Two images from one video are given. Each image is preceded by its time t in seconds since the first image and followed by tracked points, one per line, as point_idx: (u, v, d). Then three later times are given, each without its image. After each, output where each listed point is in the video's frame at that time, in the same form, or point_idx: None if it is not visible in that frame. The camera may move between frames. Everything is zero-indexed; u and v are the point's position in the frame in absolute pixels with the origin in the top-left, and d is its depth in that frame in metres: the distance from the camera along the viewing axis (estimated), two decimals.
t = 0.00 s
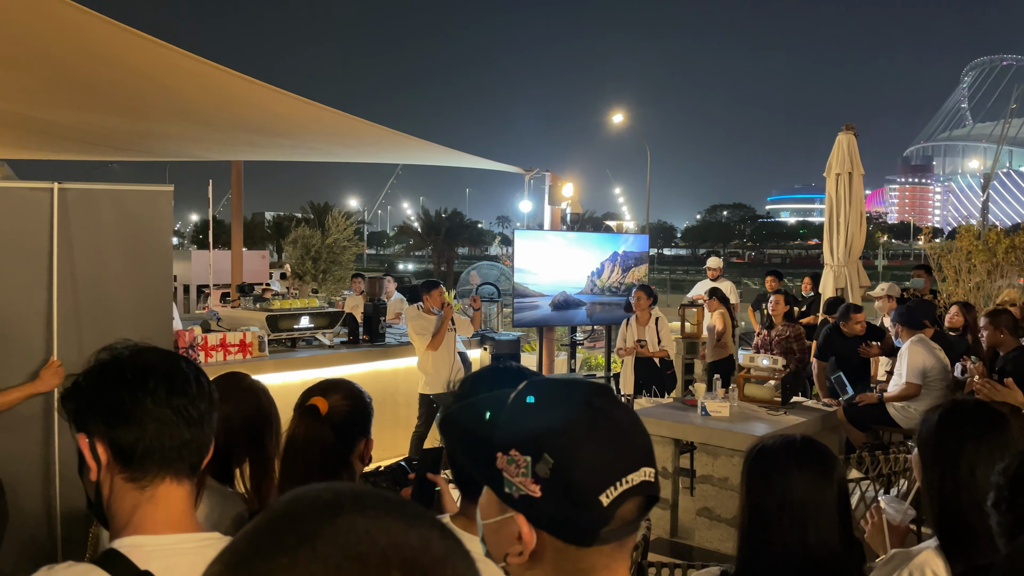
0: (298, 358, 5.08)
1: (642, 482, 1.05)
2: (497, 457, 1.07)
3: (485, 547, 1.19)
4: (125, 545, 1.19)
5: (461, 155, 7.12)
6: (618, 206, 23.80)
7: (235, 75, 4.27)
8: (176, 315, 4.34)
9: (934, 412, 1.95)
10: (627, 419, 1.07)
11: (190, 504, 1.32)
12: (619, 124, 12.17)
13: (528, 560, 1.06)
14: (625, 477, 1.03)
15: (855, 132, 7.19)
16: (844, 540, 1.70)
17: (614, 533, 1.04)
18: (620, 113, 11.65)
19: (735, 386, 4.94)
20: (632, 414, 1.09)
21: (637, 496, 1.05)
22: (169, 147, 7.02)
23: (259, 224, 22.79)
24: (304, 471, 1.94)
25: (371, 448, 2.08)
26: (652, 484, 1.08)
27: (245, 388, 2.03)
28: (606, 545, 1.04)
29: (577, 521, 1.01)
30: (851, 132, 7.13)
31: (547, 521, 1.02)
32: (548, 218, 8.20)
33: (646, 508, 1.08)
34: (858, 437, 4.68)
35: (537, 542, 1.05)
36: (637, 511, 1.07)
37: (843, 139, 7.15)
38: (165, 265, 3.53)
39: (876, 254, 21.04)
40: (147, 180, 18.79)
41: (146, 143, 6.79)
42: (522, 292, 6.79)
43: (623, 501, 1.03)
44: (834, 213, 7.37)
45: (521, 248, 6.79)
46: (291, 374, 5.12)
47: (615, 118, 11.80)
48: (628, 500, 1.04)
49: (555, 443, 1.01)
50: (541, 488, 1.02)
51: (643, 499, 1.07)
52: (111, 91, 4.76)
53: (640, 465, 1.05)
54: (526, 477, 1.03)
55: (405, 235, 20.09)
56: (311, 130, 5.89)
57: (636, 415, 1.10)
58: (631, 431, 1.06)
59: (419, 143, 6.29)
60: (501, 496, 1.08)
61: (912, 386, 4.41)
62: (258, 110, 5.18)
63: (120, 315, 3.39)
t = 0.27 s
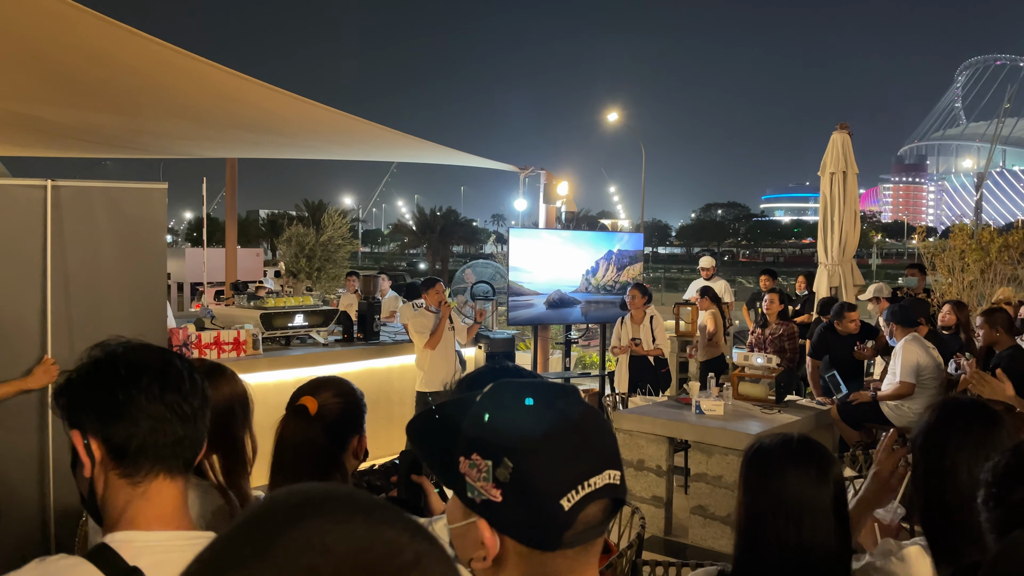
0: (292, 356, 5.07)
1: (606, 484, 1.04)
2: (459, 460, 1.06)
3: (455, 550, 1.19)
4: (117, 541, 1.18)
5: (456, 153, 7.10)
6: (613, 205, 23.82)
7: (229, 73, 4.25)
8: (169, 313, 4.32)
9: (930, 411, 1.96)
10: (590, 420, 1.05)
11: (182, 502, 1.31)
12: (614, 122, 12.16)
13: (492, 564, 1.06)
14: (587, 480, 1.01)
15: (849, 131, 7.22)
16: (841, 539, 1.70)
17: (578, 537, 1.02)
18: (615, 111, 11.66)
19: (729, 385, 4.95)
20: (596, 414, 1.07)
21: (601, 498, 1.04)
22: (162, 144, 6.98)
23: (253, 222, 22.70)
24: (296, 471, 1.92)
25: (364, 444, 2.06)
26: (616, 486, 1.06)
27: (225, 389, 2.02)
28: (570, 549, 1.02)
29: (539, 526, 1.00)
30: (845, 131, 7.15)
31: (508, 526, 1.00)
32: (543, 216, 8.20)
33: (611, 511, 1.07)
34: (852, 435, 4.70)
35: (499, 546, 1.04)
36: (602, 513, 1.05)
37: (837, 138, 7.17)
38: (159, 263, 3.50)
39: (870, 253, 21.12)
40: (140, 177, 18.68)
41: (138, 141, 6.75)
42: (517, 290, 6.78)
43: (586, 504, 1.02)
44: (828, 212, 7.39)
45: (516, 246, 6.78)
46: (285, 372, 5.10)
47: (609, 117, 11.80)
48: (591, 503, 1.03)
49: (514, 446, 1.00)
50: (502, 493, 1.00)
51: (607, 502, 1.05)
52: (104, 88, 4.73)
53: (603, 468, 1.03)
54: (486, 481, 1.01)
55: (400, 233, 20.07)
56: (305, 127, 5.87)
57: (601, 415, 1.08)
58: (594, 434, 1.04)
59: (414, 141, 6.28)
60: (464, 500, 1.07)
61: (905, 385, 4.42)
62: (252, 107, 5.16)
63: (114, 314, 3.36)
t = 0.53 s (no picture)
0: (289, 355, 5.05)
1: (583, 485, 1.03)
2: (438, 460, 1.06)
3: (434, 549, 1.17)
4: (112, 537, 1.18)
5: (454, 152, 7.10)
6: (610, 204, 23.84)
7: (226, 71, 4.23)
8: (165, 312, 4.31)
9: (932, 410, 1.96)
10: (570, 421, 1.05)
11: (179, 499, 1.31)
12: (611, 122, 12.16)
13: (469, 564, 1.05)
14: (563, 481, 1.00)
15: (846, 131, 7.23)
16: (840, 541, 1.69)
17: (554, 540, 1.01)
18: (612, 111, 11.67)
19: (726, 385, 4.96)
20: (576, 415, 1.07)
21: (578, 500, 1.03)
22: (158, 143, 6.95)
23: (249, 221, 22.66)
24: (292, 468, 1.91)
25: (362, 443, 2.04)
26: (593, 488, 1.05)
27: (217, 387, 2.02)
28: (547, 552, 1.00)
29: (515, 527, 0.98)
30: (842, 132, 7.16)
31: (483, 526, 0.99)
32: (541, 216, 8.19)
33: (590, 513, 1.06)
34: (848, 434, 4.70)
35: (475, 546, 1.02)
36: (582, 513, 1.04)
37: (834, 139, 7.19)
38: (155, 262, 3.51)
39: (866, 254, 21.17)
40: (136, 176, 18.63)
41: (135, 139, 6.72)
42: (514, 289, 6.78)
43: (561, 504, 1.01)
44: (825, 212, 7.41)
45: (514, 246, 6.77)
46: (281, 371, 5.08)
47: (607, 117, 11.80)
48: (567, 505, 1.01)
49: (490, 446, 0.99)
50: (478, 493, 1.00)
51: (585, 503, 1.04)
52: (100, 86, 4.70)
53: (580, 469, 1.03)
54: (463, 481, 1.01)
55: (397, 232, 20.05)
56: (303, 126, 5.86)
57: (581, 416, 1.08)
58: (572, 435, 1.03)
59: (411, 140, 6.27)
60: (442, 501, 1.06)
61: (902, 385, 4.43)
62: (249, 106, 5.14)
63: (110, 314, 3.35)
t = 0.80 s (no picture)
0: (289, 356, 5.05)
1: (586, 493, 1.01)
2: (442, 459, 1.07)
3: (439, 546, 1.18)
4: (120, 535, 1.18)
5: (454, 152, 7.10)
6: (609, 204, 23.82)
7: (226, 71, 4.23)
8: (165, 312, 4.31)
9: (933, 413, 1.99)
10: (576, 428, 1.04)
11: (187, 500, 1.31)
12: (611, 123, 12.15)
13: (469, 564, 1.05)
14: (564, 488, 0.99)
15: (845, 132, 7.23)
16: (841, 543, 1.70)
17: (551, 546, 0.99)
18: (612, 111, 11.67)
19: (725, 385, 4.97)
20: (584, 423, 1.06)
21: (580, 508, 1.01)
22: (158, 142, 6.95)
23: (248, 221, 22.65)
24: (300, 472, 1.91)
25: (365, 444, 2.06)
26: (597, 498, 1.04)
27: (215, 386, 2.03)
28: (545, 557, 0.99)
29: (512, 530, 0.98)
30: (842, 133, 7.17)
31: (482, 527, 1.00)
32: (541, 216, 8.20)
33: (593, 523, 1.04)
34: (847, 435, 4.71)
35: (475, 547, 1.03)
36: (583, 522, 1.02)
37: (834, 140, 7.19)
38: (154, 263, 3.51)
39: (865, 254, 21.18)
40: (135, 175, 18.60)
41: (134, 139, 6.71)
42: (514, 289, 6.78)
43: (560, 511, 0.99)
44: (824, 212, 7.42)
45: (514, 246, 6.77)
46: (281, 372, 5.09)
47: (606, 117, 11.80)
48: (568, 512, 1.00)
49: (492, 447, 1.00)
50: (478, 493, 1.00)
51: (587, 512, 1.03)
52: (100, 86, 4.70)
53: (583, 476, 1.02)
54: (465, 481, 1.02)
55: (396, 232, 20.05)
56: (303, 126, 5.85)
57: (589, 423, 1.07)
58: (575, 442, 1.02)
59: (411, 140, 6.26)
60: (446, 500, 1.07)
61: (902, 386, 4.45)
62: (248, 106, 5.14)
63: (109, 316, 3.36)
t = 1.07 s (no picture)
0: (290, 356, 5.07)
1: (585, 500, 0.93)
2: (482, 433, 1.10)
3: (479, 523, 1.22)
4: (125, 539, 1.19)
5: (455, 153, 7.11)
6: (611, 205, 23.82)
7: (226, 72, 4.24)
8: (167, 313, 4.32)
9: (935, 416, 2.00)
10: (590, 428, 0.97)
11: (195, 505, 1.30)
12: (613, 123, 12.16)
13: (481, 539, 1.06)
14: (558, 484, 0.94)
15: (847, 133, 7.23)
16: (835, 546, 1.71)
17: (541, 545, 0.94)
18: (613, 111, 11.68)
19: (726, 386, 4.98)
20: (605, 425, 0.98)
21: (579, 514, 0.94)
22: (160, 143, 6.97)
23: (250, 221, 22.70)
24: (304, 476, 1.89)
25: (371, 446, 2.06)
26: (601, 509, 0.94)
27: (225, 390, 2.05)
28: (532, 550, 0.95)
29: (507, 516, 0.96)
30: (843, 133, 7.17)
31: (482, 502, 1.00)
32: (542, 217, 8.21)
33: (593, 535, 0.94)
34: (848, 436, 4.71)
35: (482, 522, 1.04)
36: (580, 532, 0.94)
37: (835, 141, 7.19)
38: (157, 263, 3.51)
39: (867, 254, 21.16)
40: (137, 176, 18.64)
41: (137, 140, 6.74)
42: (515, 290, 6.79)
43: (551, 509, 0.94)
44: (826, 213, 7.42)
45: (515, 247, 6.78)
46: (283, 372, 5.10)
47: (608, 117, 11.80)
48: (559, 513, 0.94)
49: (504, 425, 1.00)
50: (486, 468, 1.01)
51: (589, 522, 0.94)
52: (103, 86, 4.72)
53: (583, 481, 0.94)
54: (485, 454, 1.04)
55: (397, 232, 20.07)
56: (304, 127, 5.86)
57: (611, 428, 0.98)
58: (580, 443, 0.95)
59: (413, 140, 6.27)
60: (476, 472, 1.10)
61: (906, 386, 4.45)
62: (250, 107, 5.15)
63: (111, 317, 3.36)
